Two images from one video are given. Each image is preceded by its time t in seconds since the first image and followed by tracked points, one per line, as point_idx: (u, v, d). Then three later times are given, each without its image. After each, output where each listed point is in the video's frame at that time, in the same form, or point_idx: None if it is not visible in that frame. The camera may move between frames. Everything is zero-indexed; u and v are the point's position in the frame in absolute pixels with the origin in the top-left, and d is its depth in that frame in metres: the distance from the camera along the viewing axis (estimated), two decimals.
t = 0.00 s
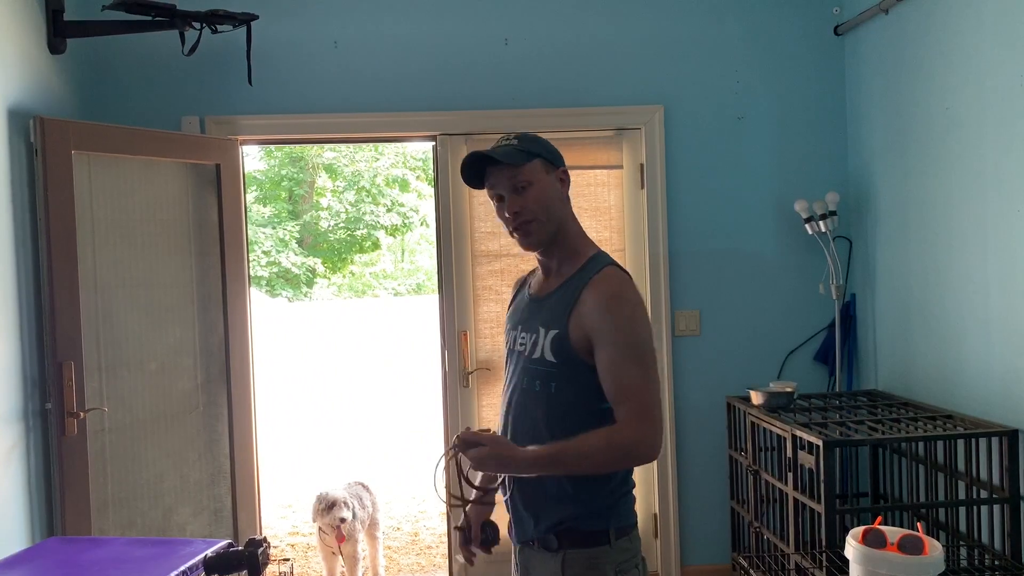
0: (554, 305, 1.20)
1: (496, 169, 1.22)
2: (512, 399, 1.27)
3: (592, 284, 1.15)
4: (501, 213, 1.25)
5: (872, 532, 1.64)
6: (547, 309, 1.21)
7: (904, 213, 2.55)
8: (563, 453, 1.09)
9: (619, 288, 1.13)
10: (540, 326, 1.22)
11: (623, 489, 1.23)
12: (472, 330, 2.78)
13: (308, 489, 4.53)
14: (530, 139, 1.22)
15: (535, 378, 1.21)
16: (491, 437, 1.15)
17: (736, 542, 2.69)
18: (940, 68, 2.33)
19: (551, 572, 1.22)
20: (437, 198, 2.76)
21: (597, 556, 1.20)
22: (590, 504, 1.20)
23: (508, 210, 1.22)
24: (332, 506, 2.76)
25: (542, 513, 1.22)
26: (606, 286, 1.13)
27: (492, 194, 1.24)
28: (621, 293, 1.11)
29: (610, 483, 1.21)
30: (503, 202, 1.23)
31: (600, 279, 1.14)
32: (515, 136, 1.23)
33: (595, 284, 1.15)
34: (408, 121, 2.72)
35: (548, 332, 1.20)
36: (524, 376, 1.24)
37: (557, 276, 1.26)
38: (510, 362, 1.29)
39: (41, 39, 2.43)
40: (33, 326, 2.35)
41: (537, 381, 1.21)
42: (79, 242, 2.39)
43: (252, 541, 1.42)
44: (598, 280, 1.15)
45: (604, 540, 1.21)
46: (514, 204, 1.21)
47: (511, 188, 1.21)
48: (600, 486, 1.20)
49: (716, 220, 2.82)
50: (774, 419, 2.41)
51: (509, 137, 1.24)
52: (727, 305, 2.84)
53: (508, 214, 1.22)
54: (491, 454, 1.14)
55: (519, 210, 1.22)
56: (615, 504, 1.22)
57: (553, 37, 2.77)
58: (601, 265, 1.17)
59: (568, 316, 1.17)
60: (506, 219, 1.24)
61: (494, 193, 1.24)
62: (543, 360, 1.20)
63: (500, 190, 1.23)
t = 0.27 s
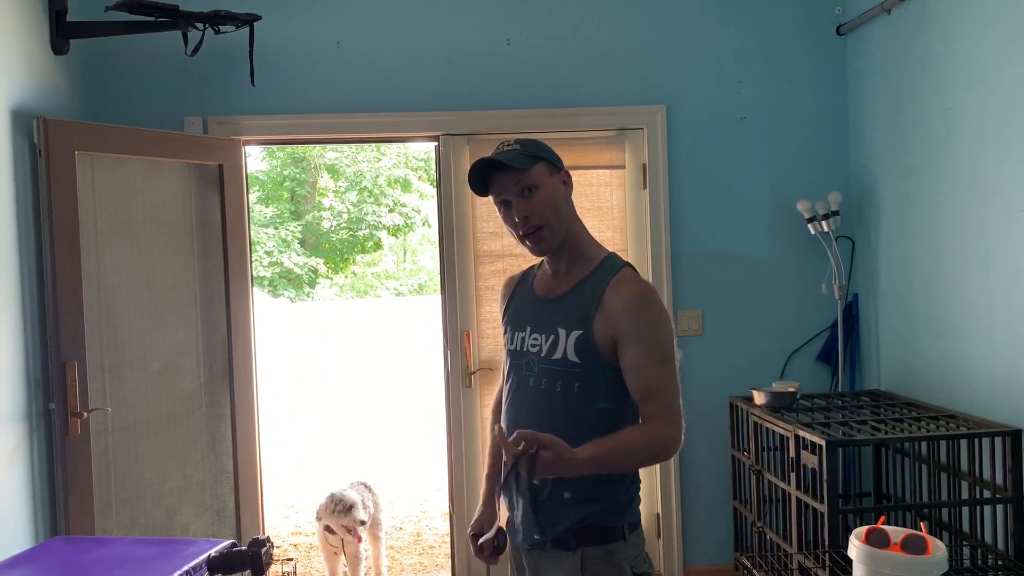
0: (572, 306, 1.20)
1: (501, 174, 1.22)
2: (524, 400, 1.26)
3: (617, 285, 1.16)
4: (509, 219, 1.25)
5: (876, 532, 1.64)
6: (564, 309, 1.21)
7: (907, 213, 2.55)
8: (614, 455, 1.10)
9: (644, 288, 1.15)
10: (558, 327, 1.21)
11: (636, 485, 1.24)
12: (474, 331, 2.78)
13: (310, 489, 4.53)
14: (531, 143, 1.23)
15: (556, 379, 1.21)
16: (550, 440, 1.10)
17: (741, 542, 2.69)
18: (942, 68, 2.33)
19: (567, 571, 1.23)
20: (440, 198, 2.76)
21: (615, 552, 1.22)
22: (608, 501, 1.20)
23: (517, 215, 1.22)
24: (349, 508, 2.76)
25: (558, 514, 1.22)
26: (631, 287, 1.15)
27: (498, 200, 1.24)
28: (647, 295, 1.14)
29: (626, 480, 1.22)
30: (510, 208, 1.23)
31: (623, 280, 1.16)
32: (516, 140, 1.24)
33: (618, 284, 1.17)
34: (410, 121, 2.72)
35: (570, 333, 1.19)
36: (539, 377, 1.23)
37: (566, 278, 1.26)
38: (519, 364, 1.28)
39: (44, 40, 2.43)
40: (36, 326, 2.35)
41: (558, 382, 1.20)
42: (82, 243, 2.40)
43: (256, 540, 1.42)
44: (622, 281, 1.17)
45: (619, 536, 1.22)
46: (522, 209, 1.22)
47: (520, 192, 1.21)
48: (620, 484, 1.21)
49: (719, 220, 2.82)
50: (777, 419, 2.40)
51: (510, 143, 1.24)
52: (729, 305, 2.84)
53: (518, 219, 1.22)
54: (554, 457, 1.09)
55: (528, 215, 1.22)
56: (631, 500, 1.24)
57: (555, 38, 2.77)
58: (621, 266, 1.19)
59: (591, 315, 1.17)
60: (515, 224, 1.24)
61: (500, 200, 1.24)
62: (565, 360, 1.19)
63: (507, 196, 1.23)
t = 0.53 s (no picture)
0: (577, 304, 1.20)
1: (510, 170, 1.22)
2: (530, 400, 1.26)
3: (621, 283, 1.17)
4: (516, 215, 1.25)
5: (880, 532, 1.64)
6: (568, 307, 1.22)
7: (911, 212, 2.54)
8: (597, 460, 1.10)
9: (647, 286, 1.15)
10: (562, 326, 1.22)
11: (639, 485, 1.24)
12: (478, 330, 2.78)
13: (314, 488, 4.54)
14: (542, 140, 1.23)
15: (559, 378, 1.21)
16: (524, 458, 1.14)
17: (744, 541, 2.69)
18: (947, 67, 2.33)
19: (569, 569, 1.23)
20: (444, 197, 2.76)
21: (617, 551, 1.22)
22: (610, 500, 1.20)
23: (524, 212, 1.23)
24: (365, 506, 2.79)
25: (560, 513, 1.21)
26: (634, 285, 1.15)
27: (507, 196, 1.24)
28: (650, 293, 1.14)
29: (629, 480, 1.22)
30: (518, 204, 1.24)
31: (626, 278, 1.17)
32: (527, 137, 1.24)
33: (621, 283, 1.17)
34: (415, 120, 2.72)
35: (573, 332, 1.20)
36: (543, 375, 1.24)
37: (571, 276, 1.27)
38: (525, 363, 1.28)
39: (49, 39, 2.44)
40: (41, 325, 2.35)
41: (562, 380, 1.21)
42: (87, 242, 2.40)
43: (259, 539, 1.41)
44: (625, 279, 1.17)
45: (622, 534, 1.22)
46: (530, 207, 1.22)
47: (528, 189, 1.21)
48: (623, 484, 1.21)
49: (723, 219, 2.82)
50: (781, 419, 2.40)
51: (521, 139, 1.25)
52: (733, 304, 2.83)
53: (526, 216, 1.23)
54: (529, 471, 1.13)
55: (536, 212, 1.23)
56: (634, 499, 1.23)
57: (559, 37, 2.77)
58: (626, 265, 1.19)
59: (595, 313, 1.18)
60: (522, 221, 1.24)
61: (509, 195, 1.24)
62: (569, 358, 1.20)
63: (516, 192, 1.23)
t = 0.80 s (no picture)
0: (576, 301, 1.20)
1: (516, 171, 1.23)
2: (531, 399, 1.25)
3: (618, 281, 1.16)
4: (521, 214, 1.26)
5: (886, 531, 1.58)
6: (568, 304, 1.22)
7: (917, 210, 2.54)
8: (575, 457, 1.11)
9: (643, 285, 1.15)
10: (562, 323, 1.21)
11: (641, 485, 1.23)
12: (483, 328, 2.78)
13: (318, 486, 4.55)
14: (551, 141, 1.22)
15: (558, 375, 1.21)
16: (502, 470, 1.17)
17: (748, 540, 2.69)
18: (952, 63, 2.32)
19: (571, 567, 1.22)
20: (448, 195, 2.76)
21: (618, 551, 1.21)
22: (610, 500, 1.20)
23: (528, 213, 1.23)
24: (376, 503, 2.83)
25: (561, 513, 1.21)
26: (630, 283, 1.15)
27: (513, 194, 1.25)
28: (646, 291, 1.13)
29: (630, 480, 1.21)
30: (524, 205, 1.24)
31: (623, 276, 1.16)
32: (537, 136, 1.23)
33: (618, 281, 1.17)
34: (419, 118, 2.72)
35: (572, 329, 1.20)
36: (543, 372, 1.23)
37: (573, 274, 1.26)
38: (527, 360, 1.28)
39: (54, 38, 2.44)
40: (47, 323, 2.36)
41: (560, 378, 1.20)
42: (93, 240, 2.40)
43: (266, 537, 1.41)
44: (622, 277, 1.16)
45: (624, 534, 1.21)
46: (533, 209, 1.23)
47: (532, 192, 1.22)
48: (623, 483, 1.20)
49: (728, 217, 2.82)
50: (786, 417, 2.40)
51: (531, 137, 1.24)
52: (738, 302, 2.83)
53: (530, 218, 1.23)
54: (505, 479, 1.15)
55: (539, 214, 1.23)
56: (637, 499, 1.22)
57: (564, 35, 2.77)
58: (624, 264, 1.18)
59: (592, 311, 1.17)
60: (526, 221, 1.25)
61: (514, 194, 1.25)
62: (567, 355, 1.19)
63: (521, 192, 1.24)
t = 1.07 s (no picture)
0: (576, 299, 1.20)
1: (521, 160, 1.22)
2: (535, 398, 1.25)
3: (617, 278, 1.16)
4: (521, 205, 1.25)
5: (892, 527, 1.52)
6: (569, 302, 1.21)
7: (923, 206, 2.53)
8: (582, 457, 1.11)
9: (642, 280, 1.14)
10: (564, 321, 1.21)
11: (647, 483, 1.22)
12: (487, 326, 2.78)
13: (324, 485, 4.55)
14: (558, 135, 1.23)
15: (561, 374, 1.20)
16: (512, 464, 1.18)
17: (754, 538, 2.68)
18: (958, 59, 2.31)
19: (577, 566, 1.22)
20: (452, 193, 2.76)
21: (624, 549, 1.21)
22: (616, 498, 1.19)
23: (529, 204, 1.23)
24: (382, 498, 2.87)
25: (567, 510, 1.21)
26: (628, 279, 1.14)
27: (515, 183, 1.24)
28: (645, 287, 1.13)
29: (635, 479, 1.21)
30: (524, 194, 1.24)
31: (622, 272, 1.15)
32: (544, 128, 1.24)
33: (617, 277, 1.16)
34: (423, 116, 2.72)
35: (574, 327, 1.19)
36: (547, 372, 1.23)
37: (573, 272, 1.26)
38: (531, 360, 1.28)
39: (59, 38, 2.44)
40: (53, 322, 2.37)
41: (563, 376, 1.20)
42: (98, 240, 2.41)
43: (271, 536, 1.41)
44: (620, 274, 1.16)
45: (629, 533, 1.21)
46: (534, 201, 1.22)
47: (535, 183, 1.21)
48: (629, 481, 1.20)
49: (732, 214, 2.81)
50: (792, 414, 2.39)
51: (539, 128, 1.25)
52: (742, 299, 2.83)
53: (530, 209, 1.23)
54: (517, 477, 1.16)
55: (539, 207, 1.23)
56: (643, 497, 1.22)
57: (568, 32, 2.77)
58: (622, 261, 1.17)
59: (592, 308, 1.17)
60: (525, 213, 1.25)
61: (516, 184, 1.25)
62: (570, 353, 1.19)
63: (523, 182, 1.23)
